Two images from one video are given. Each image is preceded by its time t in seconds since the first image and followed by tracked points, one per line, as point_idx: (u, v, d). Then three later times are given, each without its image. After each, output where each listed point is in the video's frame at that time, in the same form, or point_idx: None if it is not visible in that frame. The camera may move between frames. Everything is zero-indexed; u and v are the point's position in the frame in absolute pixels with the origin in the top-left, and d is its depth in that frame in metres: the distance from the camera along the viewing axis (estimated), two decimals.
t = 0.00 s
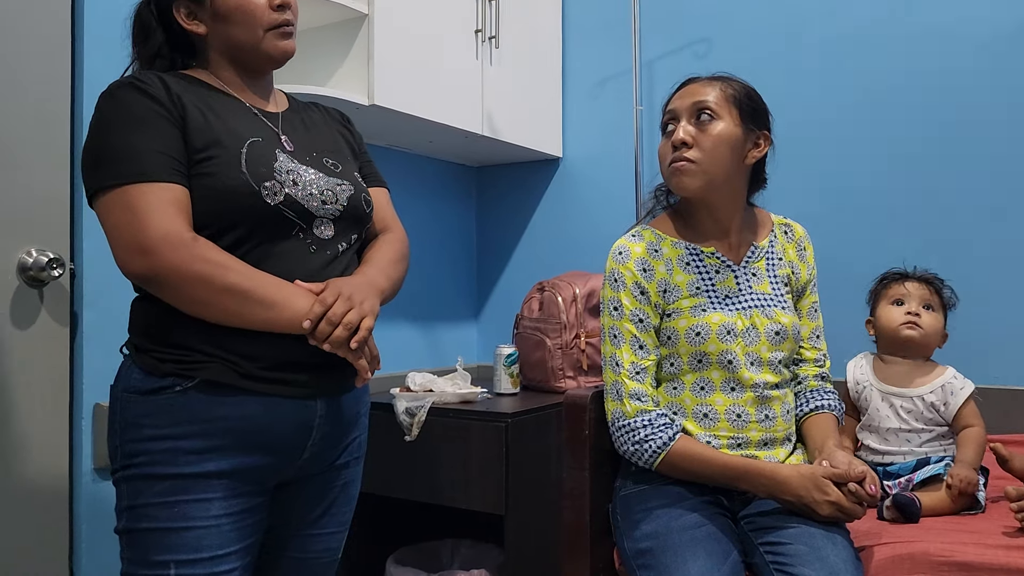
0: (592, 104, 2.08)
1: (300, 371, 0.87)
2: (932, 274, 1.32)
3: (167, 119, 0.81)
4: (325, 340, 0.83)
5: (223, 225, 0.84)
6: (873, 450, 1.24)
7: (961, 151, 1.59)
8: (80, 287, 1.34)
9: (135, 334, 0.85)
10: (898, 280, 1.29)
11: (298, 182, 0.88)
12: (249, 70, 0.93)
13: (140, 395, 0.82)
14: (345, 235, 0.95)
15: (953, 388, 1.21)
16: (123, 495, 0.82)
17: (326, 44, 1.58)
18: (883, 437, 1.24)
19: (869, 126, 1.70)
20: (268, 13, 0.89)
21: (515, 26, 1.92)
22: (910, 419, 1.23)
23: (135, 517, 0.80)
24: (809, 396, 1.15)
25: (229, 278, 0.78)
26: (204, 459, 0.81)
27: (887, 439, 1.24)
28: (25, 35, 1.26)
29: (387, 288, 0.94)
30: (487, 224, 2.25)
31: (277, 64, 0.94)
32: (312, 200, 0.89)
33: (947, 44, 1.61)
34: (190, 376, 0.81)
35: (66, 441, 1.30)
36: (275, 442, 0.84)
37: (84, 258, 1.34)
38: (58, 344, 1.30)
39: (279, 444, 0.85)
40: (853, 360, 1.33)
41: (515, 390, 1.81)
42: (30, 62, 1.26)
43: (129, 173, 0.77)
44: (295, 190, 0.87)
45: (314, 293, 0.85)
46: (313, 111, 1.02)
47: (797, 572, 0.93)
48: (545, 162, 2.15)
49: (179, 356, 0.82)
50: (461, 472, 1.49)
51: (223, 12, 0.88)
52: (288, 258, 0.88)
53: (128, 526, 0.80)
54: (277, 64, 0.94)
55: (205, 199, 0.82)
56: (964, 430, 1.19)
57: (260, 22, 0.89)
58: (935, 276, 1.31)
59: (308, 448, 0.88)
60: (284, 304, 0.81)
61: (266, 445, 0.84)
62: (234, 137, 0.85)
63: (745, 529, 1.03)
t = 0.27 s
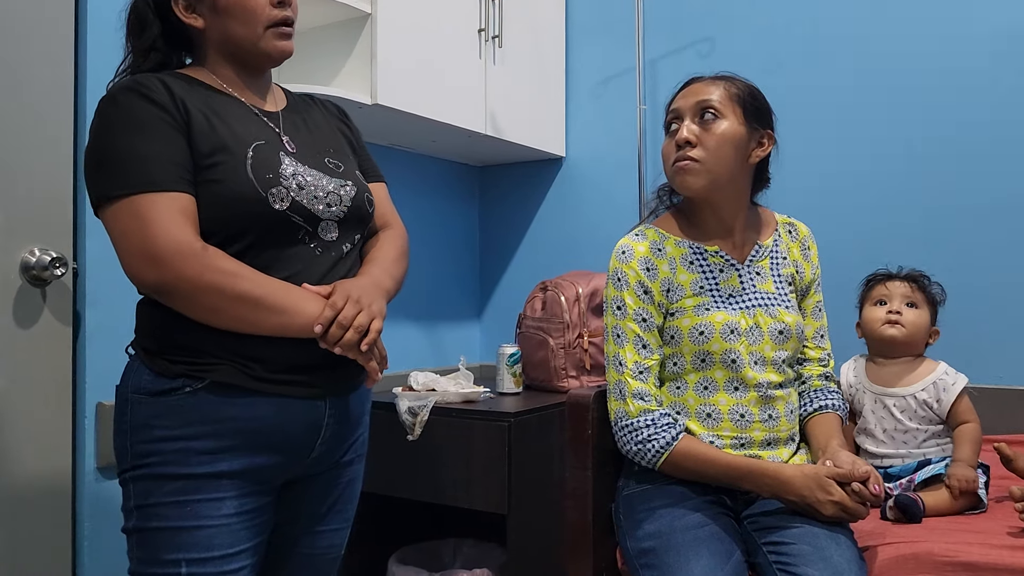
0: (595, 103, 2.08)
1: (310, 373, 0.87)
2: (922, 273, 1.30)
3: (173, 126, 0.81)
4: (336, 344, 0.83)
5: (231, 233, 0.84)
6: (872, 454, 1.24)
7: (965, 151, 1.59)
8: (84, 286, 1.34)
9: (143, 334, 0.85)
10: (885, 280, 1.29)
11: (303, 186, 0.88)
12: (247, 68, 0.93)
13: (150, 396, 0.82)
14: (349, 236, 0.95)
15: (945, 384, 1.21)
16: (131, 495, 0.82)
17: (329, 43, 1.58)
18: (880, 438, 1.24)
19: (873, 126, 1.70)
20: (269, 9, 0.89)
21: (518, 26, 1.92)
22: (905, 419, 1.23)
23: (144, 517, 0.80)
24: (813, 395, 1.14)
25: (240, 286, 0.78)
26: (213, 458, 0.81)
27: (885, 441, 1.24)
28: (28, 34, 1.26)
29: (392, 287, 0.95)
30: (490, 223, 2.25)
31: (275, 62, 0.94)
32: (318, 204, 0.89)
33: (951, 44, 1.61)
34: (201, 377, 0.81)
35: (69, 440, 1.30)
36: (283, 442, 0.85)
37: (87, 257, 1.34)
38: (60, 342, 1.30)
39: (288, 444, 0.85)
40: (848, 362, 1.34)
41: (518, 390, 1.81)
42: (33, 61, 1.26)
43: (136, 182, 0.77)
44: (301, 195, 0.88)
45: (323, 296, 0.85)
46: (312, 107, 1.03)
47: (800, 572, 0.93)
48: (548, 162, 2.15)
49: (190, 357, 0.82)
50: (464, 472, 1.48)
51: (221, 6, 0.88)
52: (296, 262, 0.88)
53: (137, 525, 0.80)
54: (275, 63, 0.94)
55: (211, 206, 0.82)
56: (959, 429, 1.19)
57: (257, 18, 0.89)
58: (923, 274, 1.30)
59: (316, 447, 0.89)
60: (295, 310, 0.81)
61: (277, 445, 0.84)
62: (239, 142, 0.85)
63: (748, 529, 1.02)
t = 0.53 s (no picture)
0: (596, 102, 2.08)
1: (309, 377, 0.87)
2: (924, 271, 1.30)
3: (168, 134, 0.81)
4: (335, 349, 0.83)
5: (229, 238, 0.84)
6: (875, 453, 1.24)
7: (967, 150, 1.59)
8: (85, 284, 1.34)
9: (143, 335, 0.85)
10: (887, 281, 1.29)
11: (300, 191, 0.88)
12: (244, 66, 0.93)
13: (149, 396, 0.82)
14: (348, 236, 0.95)
15: (951, 384, 1.21)
16: (130, 493, 0.82)
17: (331, 42, 1.58)
18: (884, 437, 1.24)
19: (874, 125, 1.70)
20: (272, 9, 0.90)
21: (520, 25, 1.91)
22: (910, 419, 1.23)
23: (143, 515, 0.80)
24: (815, 395, 1.15)
25: (238, 295, 0.78)
26: (212, 458, 0.81)
27: (889, 440, 1.24)
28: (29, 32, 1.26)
29: (391, 287, 0.95)
30: (490, 222, 2.25)
31: (276, 61, 0.94)
32: (316, 208, 0.89)
33: (953, 44, 1.61)
34: (199, 378, 0.81)
35: (70, 439, 1.30)
36: (282, 443, 0.85)
37: (88, 256, 1.34)
38: (61, 341, 1.29)
39: (287, 443, 0.85)
40: (854, 363, 1.35)
41: (518, 389, 1.81)
42: (35, 59, 1.26)
43: (132, 192, 0.77)
44: (298, 200, 0.87)
45: (320, 301, 0.85)
46: (310, 103, 1.03)
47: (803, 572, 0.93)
48: (549, 161, 2.15)
49: (188, 359, 0.82)
50: (464, 471, 1.48)
51: (220, 5, 0.88)
52: (295, 266, 0.88)
53: (136, 522, 0.81)
54: (276, 61, 0.94)
55: (208, 212, 0.83)
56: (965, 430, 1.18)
57: (258, 17, 0.89)
58: (925, 273, 1.29)
59: (314, 448, 0.89)
60: (293, 316, 0.81)
61: (275, 446, 0.84)
62: (235, 148, 0.85)
63: (750, 528, 1.02)
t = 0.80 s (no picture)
0: (597, 101, 2.08)
1: (301, 376, 0.87)
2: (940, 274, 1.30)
3: (160, 131, 0.81)
4: (324, 347, 0.83)
5: (222, 234, 0.85)
6: (876, 451, 1.24)
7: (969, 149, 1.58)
8: (86, 284, 1.34)
9: (137, 334, 0.86)
10: (901, 278, 1.30)
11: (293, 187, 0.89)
12: (243, 64, 0.94)
13: (142, 395, 0.82)
14: (343, 234, 0.96)
15: (955, 383, 1.20)
16: (121, 489, 0.82)
17: (332, 42, 1.57)
18: (887, 435, 1.24)
19: (875, 124, 1.69)
20: (272, 8, 0.90)
21: (521, 24, 1.91)
22: (913, 418, 1.22)
23: (132, 512, 0.81)
24: (815, 394, 1.15)
25: (228, 292, 0.78)
26: (205, 457, 0.81)
27: (890, 439, 1.24)
28: (30, 31, 1.26)
29: (386, 286, 0.95)
30: (491, 222, 2.25)
31: (275, 59, 0.94)
32: (309, 205, 0.90)
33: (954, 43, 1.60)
34: (191, 378, 0.81)
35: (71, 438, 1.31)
36: (275, 442, 0.85)
37: (89, 256, 1.34)
38: (62, 340, 1.29)
39: (281, 443, 0.85)
40: (863, 359, 1.34)
41: (519, 388, 1.81)
42: (36, 58, 1.26)
43: (124, 189, 0.77)
44: (290, 196, 0.88)
45: (311, 298, 0.85)
46: (309, 102, 1.03)
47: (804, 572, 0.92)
48: (550, 161, 2.15)
49: (180, 359, 0.82)
50: (465, 470, 1.49)
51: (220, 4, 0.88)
52: (287, 264, 0.89)
53: (125, 519, 0.81)
54: (275, 59, 0.94)
55: (200, 209, 0.83)
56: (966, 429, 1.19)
57: (258, 16, 0.89)
58: (940, 275, 1.29)
59: (307, 448, 0.89)
60: (284, 314, 0.81)
61: (267, 446, 0.84)
62: (228, 145, 0.86)
63: (751, 528, 1.03)
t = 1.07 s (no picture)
0: (598, 101, 2.08)
1: (295, 373, 0.87)
2: (934, 272, 1.30)
3: (154, 126, 0.82)
4: (316, 342, 0.82)
5: (214, 230, 0.85)
6: (878, 449, 1.24)
7: (970, 149, 1.58)
8: (87, 284, 1.34)
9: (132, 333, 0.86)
10: (895, 281, 1.30)
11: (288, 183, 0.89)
12: (242, 67, 0.94)
13: (138, 394, 0.83)
14: (339, 232, 0.96)
15: (959, 383, 1.20)
16: (119, 490, 0.83)
17: (332, 42, 1.57)
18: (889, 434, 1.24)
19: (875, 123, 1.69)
20: (272, 12, 0.90)
21: (522, 25, 1.91)
22: (917, 418, 1.22)
23: (130, 513, 0.81)
24: (815, 394, 1.14)
25: (218, 285, 0.78)
26: (201, 456, 0.81)
27: (893, 439, 1.24)
28: (30, 31, 1.26)
29: (382, 286, 0.95)
30: (492, 222, 2.25)
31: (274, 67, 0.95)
32: (303, 200, 0.90)
33: (954, 43, 1.60)
34: (185, 376, 0.82)
35: (72, 437, 1.31)
36: (272, 441, 0.85)
37: (90, 256, 1.34)
38: (62, 340, 1.29)
39: (277, 443, 0.86)
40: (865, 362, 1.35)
41: (520, 388, 1.81)
42: (36, 59, 1.26)
43: (117, 183, 0.78)
44: (284, 191, 0.88)
45: (304, 295, 0.85)
46: (310, 104, 1.04)
47: (805, 571, 0.92)
48: (550, 161, 2.15)
49: (175, 356, 0.82)
50: (465, 470, 1.49)
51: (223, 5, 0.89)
52: (280, 260, 0.89)
53: (123, 520, 0.82)
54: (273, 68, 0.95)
55: (195, 205, 0.84)
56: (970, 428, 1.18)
57: (259, 20, 0.90)
58: (933, 273, 1.29)
59: (304, 447, 0.89)
60: (274, 310, 0.81)
61: (263, 445, 0.84)
62: (222, 141, 0.86)
63: (751, 527, 1.03)
